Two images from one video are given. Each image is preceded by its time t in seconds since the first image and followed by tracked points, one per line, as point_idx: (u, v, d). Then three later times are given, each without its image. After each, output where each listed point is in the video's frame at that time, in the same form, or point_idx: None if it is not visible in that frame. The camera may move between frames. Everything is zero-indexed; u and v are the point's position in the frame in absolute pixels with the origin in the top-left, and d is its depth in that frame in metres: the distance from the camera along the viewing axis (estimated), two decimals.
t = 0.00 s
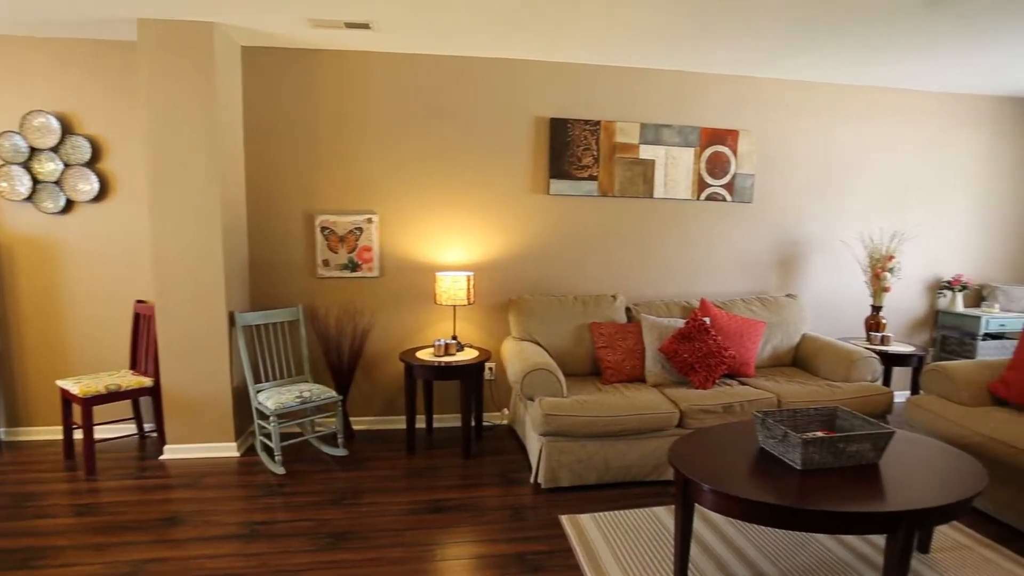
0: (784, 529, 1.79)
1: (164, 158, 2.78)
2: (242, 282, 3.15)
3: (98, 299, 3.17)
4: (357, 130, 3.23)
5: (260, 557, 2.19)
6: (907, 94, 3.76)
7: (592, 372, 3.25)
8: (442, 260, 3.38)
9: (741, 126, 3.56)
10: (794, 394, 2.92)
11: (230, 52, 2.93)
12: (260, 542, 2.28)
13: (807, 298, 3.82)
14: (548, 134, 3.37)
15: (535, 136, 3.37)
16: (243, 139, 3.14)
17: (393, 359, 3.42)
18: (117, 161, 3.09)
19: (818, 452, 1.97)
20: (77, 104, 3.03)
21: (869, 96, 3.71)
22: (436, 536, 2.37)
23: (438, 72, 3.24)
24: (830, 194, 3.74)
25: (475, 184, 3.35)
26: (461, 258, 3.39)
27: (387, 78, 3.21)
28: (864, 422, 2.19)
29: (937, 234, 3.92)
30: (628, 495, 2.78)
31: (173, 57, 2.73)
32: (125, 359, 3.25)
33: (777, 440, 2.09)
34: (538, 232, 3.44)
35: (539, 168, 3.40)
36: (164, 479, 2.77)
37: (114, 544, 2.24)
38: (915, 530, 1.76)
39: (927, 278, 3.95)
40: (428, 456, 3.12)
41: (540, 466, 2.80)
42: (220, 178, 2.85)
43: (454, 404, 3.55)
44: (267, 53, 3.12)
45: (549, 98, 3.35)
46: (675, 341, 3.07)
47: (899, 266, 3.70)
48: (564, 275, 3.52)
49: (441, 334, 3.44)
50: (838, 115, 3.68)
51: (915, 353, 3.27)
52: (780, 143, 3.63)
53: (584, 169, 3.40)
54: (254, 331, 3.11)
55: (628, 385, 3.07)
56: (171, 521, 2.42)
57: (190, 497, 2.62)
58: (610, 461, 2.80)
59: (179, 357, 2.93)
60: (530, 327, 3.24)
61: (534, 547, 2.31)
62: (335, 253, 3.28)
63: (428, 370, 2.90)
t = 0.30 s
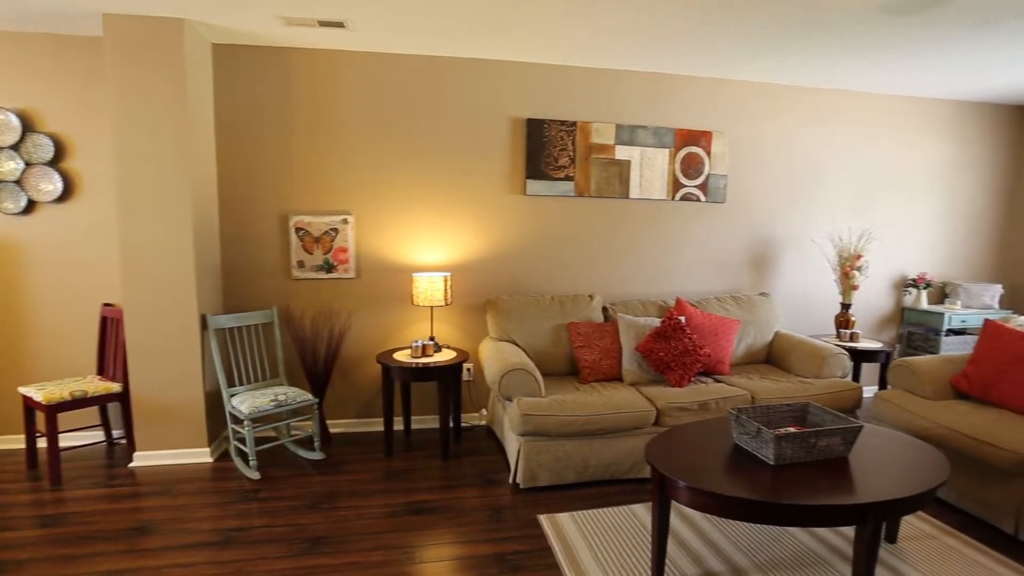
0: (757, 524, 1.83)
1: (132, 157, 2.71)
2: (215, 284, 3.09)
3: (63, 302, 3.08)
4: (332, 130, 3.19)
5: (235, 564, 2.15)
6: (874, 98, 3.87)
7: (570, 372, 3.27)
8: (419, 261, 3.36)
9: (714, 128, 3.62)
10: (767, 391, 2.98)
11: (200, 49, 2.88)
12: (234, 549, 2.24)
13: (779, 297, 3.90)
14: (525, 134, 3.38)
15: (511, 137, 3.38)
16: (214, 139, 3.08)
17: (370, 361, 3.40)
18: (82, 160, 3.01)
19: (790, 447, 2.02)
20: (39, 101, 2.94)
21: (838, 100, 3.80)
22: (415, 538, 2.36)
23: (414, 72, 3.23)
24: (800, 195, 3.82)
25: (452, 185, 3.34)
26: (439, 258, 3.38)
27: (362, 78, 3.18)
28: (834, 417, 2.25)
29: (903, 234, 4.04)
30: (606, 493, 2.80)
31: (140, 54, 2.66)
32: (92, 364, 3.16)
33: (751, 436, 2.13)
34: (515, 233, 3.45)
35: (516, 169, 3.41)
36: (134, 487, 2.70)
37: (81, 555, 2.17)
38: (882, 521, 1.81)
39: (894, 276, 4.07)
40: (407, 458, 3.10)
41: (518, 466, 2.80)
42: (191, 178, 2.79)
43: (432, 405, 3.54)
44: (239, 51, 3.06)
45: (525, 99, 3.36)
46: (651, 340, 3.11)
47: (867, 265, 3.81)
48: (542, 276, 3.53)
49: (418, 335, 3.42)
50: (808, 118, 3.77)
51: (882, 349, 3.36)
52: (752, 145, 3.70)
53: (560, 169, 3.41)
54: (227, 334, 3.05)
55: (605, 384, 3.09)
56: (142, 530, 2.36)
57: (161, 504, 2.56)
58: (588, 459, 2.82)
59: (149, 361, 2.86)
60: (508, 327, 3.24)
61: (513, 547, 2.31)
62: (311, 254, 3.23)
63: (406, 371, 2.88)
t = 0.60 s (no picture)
0: (731, 518, 1.86)
1: (97, 156, 2.63)
2: (185, 286, 3.02)
3: (24, 306, 2.97)
4: (306, 129, 3.15)
5: (207, 572, 2.10)
6: (842, 101, 3.96)
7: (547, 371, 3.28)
8: (395, 262, 3.33)
9: (688, 129, 3.67)
10: (741, 388, 3.03)
11: (168, 46, 2.81)
12: (207, 557, 2.19)
13: (752, 295, 3.98)
14: (501, 135, 3.38)
15: (488, 137, 3.38)
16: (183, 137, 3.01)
17: (347, 363, 3.36)
18: (44, 159, 2.91)
19: (763, 443, 2.06)
20: None
21: (807, 103, 3.89)
22: (393, 541, 2.34)
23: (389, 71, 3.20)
24: (772, 195, 3.90)
25: (428, 185, 3.33)
26: (415, 259, 3.36)
27: (336, 76, 3.15)
28: (805, 412, 2.30)
29: (870, 233, 4.15)
30: (584, 491, 2.82)
31: (105, 49, 2.59)
32: (57, 370, 3.06)
33: (725, 432, 2.17)
34: (492, 233, 3.45)
35: (492, 169, 3.41)
36: (101, 496, 2.62)
37: (45, 568, 2.10)
38: (851, 513, 1.86)
39: (862, 274, 4.18)
40: (384, 461, 3.08)
41: (497, 467, 2.80)
42: (160, 177, 2.72)
43: (410, 407, 3.51)
44: (209, 49, 3.00)
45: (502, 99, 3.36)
46: (628, 339, 3.14)
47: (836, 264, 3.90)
48: (519, 276, 3.54)
49: (395, 337, 3.39)
50: (779, 120, 3.84)
51: (851, 345, 3.45)
52: (725, 146, 3.76)
53: (536, 169, 3.42)
54: (199, 338, 2.99)
55: (582, 383, 3.11)
56: (109, 540, 2.29)
57: (129, 514, 2.49)
58: (566, 459, 2.83)
59: (117, 366, 2.78)
60: (485, 327, 3.24)
61: (492, 547, 2.31)
62: (284, 255, 3.18)
63: (383, 373, 2.86)
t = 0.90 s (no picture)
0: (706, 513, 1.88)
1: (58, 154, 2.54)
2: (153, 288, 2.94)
3: None
4: (278, 128, 3.09)
5: None
6: (811, 102, 4.05)
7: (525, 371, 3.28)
8: (371, 263, 3.30)
9: (662, 129, 3.71)
10: (715, 384, 3.08)
11: (132, 41, 2.73)
12: (177, 567, 2.13)
13: (726, 293, 4.04)
14: (477, 134, 3.37)
15: (463, 136, 3.37)
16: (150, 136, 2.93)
17: (322, 365, 3.31)
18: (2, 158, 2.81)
19: (737, 438, 2.09)
20: None
21: (777, 104, 3.97)
22: (370, 545, 2.31)
23: (363, 70, 3.17)
24: (745, 194, 3.97)
25: (403, 184, 3.30)
26: (391, 259, 3.33)
27: (309, 75, 3.10)
28: (777, 407, 2.34)
29: (839, 231, 4.26)
30: (562, 490, 2.83)
31: (66, 45, 2.51)
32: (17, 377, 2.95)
33: (700, 429, 2.20)
34: (469, 232, 3.44)
35: (468, 168, 3.40)
36: (65, 507, 2.54)
37: None
38: (821, 505, 1.90)
39: (831, 271, 4.28)
40: (361, 464, 3.04)
41: (475, 467, 2.79)
42: (125, 176, 2.65)
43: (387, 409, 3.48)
44: (175, 45, 2.93)
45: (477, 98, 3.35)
46: (605, 337, 3.16)
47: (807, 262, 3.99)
48: (496, 275, 3.53)
49: (371, 338, 3.36)
50: (750, 120, 3.91)
51: (821, 340, 3.52)
52: (698, 146, 3.81)
53: (512, 169, 3.43)
54: (168, 341, 2.91)
55: (560, 382, 3.12)
56: (74, 552, 2.22)
57: (96, 524, 2.41)
58: (544, 457, 2.83)
59: (81, 372, 2.69)
60: (462, 328, 3.22)
61: (470, 548, 2.30)
62: (257, 256, 3.13)
63: (359, 375, 2.82)
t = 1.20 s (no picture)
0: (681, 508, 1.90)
1: (17, 152, 2.45)
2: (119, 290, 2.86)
3: None
4: (248, 126, 3.03)
5: None
6: (781, 102, 4.13)
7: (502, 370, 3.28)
8: (346, 263, 3.26)
9: (637, 128, 3.75)
10: (690, 381, 3.12)
11: (94, 36, 2.65)
12: None
13: (701, 290, 4.10)
14: (452, 133, 3.36)
15: (438, 135, 3.35)
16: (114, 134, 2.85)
17: (297, 367, 3.26)
18: None
19: (712, 434, 2.12)
20: None
21: (749, 104, 4.04)
22: (347, 549, 2.28)
23: (335, 67, 3.13)
24: (718, 193, 4.03)
25: (378, 184, 3.27)
26: (367, 259, 3.29)
27: (280, 72, 3.05)
28: (750, 402, 2.38)
29: (810, 229, 4.35)
30: (541, 488, 2.83)
31: (23, 39, 2.42)
32: None
33: (675, 425, 2.22)
34: (445, 232, 3.42)
35: (444, 167, 3.38)
36: (28, 518, 2.45)
37: None
38: (793, 497, 1.93)
39: (803, 268, 4.37)
40: (338, 466, 3.00)
41: (453, 467, 2.78)
42: (88, 174, 2.57)
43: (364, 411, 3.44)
44: (140, 41, 2.85)
45: (451, 97, 3.34)
46: (581, 335, 3.17)
47: (779, 259, 4.07)
48: (473, 275, 3.52)
49: (347, 339, 3.32)
50: (723, 120, 3.97)
51: (793, 336, 3.60)
52: (672, 145, 3.86)
53: (488, 168, 3.42)
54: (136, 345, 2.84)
55: (537, 381, 3.12)
56: (37, 565, 2.14)
57: (60, 535, 2.33)
58: (522, 456, 2.83)
59: (44, 378, 2.60)
60: (439, 327, 3.21)
61: (448, 549, 2.29)
62: (229, 257, 3.06)
63: (335, 377, 2.79)
